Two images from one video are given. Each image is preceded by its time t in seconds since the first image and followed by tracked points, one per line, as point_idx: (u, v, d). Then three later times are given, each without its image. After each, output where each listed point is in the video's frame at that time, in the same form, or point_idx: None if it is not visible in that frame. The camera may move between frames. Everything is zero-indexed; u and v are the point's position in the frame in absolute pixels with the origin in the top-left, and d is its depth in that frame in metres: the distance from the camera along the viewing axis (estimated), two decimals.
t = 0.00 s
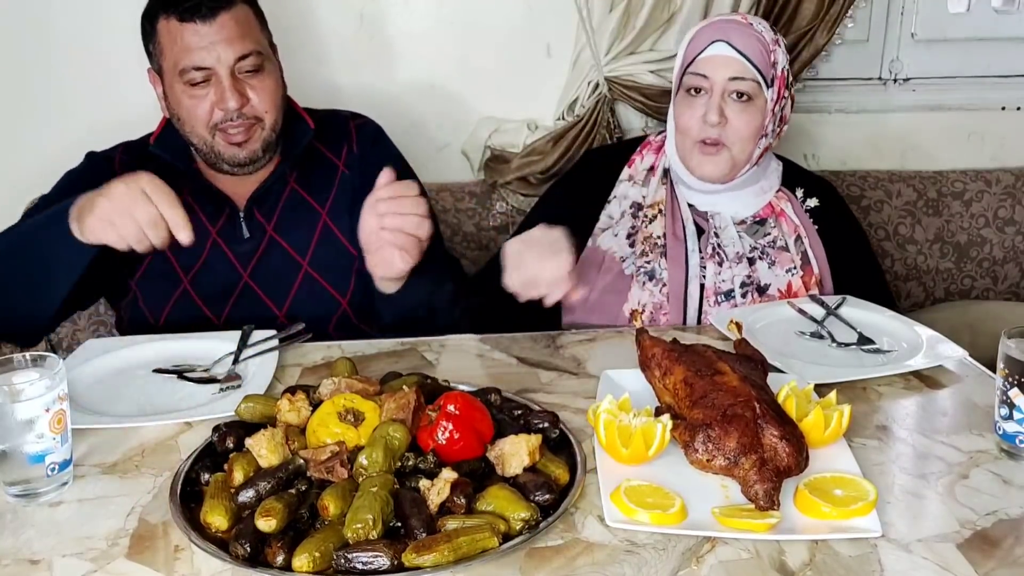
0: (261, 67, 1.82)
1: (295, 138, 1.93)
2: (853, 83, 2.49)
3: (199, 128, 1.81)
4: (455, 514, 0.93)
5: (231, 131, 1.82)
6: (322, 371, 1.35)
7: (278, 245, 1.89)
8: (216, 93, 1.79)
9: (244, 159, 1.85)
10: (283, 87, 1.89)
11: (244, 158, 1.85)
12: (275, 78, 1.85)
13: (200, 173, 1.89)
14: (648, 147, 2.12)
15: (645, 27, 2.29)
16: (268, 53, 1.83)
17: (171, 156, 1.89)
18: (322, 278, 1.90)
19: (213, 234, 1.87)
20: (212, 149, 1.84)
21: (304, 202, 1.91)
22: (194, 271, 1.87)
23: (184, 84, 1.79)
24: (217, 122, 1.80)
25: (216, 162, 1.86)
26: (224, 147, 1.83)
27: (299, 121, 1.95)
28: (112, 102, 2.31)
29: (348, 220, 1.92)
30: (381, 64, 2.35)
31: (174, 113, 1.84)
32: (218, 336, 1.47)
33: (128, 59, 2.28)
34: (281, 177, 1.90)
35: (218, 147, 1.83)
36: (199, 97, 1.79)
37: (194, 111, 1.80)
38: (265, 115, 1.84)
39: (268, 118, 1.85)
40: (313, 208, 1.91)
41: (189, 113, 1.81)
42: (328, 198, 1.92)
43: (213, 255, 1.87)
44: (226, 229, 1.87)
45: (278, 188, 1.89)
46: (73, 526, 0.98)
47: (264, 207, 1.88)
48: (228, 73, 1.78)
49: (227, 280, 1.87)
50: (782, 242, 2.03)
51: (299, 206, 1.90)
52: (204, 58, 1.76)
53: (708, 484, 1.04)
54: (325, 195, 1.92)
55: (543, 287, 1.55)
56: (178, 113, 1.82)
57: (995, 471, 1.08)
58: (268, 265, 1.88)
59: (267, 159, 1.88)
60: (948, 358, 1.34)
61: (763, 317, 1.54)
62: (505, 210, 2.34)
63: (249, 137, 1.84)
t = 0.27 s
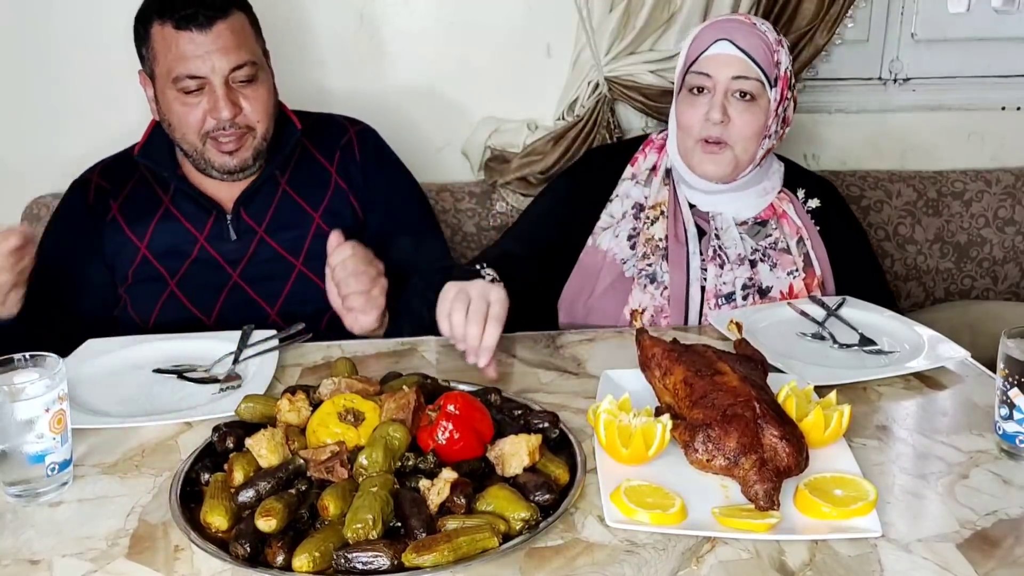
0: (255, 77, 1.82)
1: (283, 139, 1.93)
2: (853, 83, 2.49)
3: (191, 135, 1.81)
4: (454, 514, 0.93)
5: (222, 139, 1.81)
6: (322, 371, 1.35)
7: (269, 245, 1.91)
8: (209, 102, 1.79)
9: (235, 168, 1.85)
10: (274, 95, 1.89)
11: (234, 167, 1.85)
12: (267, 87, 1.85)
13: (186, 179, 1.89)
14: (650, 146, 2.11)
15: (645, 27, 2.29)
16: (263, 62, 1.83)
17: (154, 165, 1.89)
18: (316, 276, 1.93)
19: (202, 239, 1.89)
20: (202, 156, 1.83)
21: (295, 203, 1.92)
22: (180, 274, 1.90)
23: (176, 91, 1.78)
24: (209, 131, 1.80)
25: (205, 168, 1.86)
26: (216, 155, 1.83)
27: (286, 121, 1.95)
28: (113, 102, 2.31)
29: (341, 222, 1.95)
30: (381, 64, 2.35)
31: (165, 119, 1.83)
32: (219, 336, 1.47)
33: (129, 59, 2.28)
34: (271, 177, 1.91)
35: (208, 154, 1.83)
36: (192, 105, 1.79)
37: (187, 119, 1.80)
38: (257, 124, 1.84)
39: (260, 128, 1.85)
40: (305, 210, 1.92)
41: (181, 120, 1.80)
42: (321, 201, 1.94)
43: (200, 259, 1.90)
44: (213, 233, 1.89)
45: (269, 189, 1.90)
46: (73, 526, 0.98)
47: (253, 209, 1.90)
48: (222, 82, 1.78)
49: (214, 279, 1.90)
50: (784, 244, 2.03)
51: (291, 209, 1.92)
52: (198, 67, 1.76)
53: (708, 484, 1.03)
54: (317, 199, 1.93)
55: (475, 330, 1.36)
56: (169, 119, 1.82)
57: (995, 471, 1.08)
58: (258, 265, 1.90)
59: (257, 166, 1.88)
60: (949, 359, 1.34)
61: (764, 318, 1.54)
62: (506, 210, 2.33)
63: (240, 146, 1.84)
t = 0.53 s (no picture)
0: (229, 85, 1.81)
1: (263, 148, 1.93)
2: (853, 83, 2.49)
3: (166, 147, 1.81)
4: (454, 514, 0.93)
5: (200, 151, 1.81)
6: (322, 371, 1.35)
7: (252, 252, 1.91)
8: (184, 114, 1.79)
9: (214, 178, 1.85)
10: (251, 101, 1.89)
11: (213, 177, 1.85)
12: (242, 94, 1.84)
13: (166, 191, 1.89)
14: (647, 148, 2.10)
15: (645, 27, 2.28)
16: (237, 70, 1.83)
17: (132, 178, 1.89)
18: (302, 280, 1.93)
19: (185, 250, 1.89)
20: (181, 168, 1.84)
21: (281, 212, 1.93)
22: (163, 286, 1.90)
23: (151, 104, 1.78)
24: (185, 142, 1.80)
25: (185, 179, 1.86)
26: (194, 166, 1.83)
27: (267, 128, 1.95)
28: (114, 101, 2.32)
29: (330, 228, 1.96)
30: (381, 64, 2.35)
31: (142, 131, 1.83)
32: (219, 336, 1.47)
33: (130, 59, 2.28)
34: (255, 186, 1.91)
35: (187, 166, 1.83)
36: (166, 117, 1.79)
37: (162, 131, 1.80)
38: (234, 133, 1.84)
39: (237, 136, 1.85)
40: (292, 220, 1.93)
41: (156, 133, 1.80)
42: (308, 210, 1.95)
43: (182, 270, 1.90)
44: (196, 243, 1.89)
45: (255, 198, 1.91)
46: (73, 526, 0.98)
47: (240, 218, 1.90)
48: (196, 93, 1.78)
49: (199, 287, 1.89)
50: (782, 246, 2.03)
51: (275, 217, 1.92)
52: (170, 79, 1.75)
53: (707, 484, 1.03)
54: (304, 209, 1.94)
55: (452, 347, 1.35)
56: (145, 132, 1.82)
57: (995, 471, 1.08)
58: (240, 273, 1.90)
59: (237, 176, 1.88)
60: (949, 360, 1.34)
61: (764, 318, 1.54)
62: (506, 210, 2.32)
63: (218, 156, 1.84)
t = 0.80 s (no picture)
0: (198, 96, 1.79)
1: (238, 157, 1.90)
2: (853, 83, 2.50)
3: (137, 162, 1.79)
4: (454, 514, 0.93)
5: (172, 164, 1.79)
6: (322, 371, 1.35)
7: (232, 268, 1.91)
8: (153, 128, 1.76)
9: (188, 191, 1.83)
10: (223, 110, 1.87)
11: (187, 189, 1.83)
12: (213, 104, 1.82)
13: (146, 204, 1.88)
14: (643, 150, 2.11)
15: (645, 27, 2.28)
16: (206, 81, 1.80)
17: (111, 191, 1.88)
18: (283, 294, 1.92)
19: (167, 263, 1.89)
20: (153, 181, 1.82)
21: (261, 224, 1.92)
22: (145, 301, 1.90)
23: (119, 120, 1.76)
24: (155, 155, 1.78)
25: (158, 193, 1.84)
26: (166, 179, 1.81)
27: (241, 137, 1.92)
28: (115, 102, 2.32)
29: (309, 237, 1.96)
30: (381, 64, 2.35)
31: (111, 147, 1.81)
32: (219, 336, 1.47)
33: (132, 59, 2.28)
34: (233, 198, 1.90)
35: (159, 179, 1.81)
36: (135, 132, 1.77)
37: (132, 146, 1.77)
38: (206, 144, 1.82)
39: (209, 147, 1.82)
40: (270, 232, 1.93)
41: (126, 148, 1.78)
42: (286, 220, 1.94)
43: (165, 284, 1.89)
44: (177, 257, 1.89)
45: (233, 211, 1.90)
46: (74, 526, 0.98)
47: (220, 232, 1.90)
48: (163, 106, 1.75)
49: (181, 303, 1.89)
50: (778, 245, 2.03)
51: (252, 230, 1.92)
52: (136, 93, 1.73)
53: (708, 484, 1.03)
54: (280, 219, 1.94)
55: (456, 348, 1.36)
56: (115, 147, 1.80)
57: (995, 471, 1.08)
58: (221, 289, 1.90)
59: (212, 187, 1.86)
60: (949, 360, 1.34)
61: (764, 318, 1.54)
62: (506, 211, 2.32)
63: (191, 168, 1.81)
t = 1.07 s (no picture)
0: (172, 108, 1.69)
1: (213, 166, 1.83)
2: (853, 83, 2.50)
3: (113, 178, 1.70)
4: (456, 512, 0.94)
5: (148, 179, 1.71)
6: (322, 371, 1.35)
7: (212, 285, 1.84)
8: (126, 144, 1.67)
9: (167, 206, 1.75)
10: (198, 118, 1.77)
11: (166, 204, 1.75)
12: (187, 113, 1.72)
13: (127, 218, 1.79)
14: (641, 150, 2.11)
15: (645, 27, 2.28)
16: (178, 91, 1.70)
17: (91, 206, 1.78)
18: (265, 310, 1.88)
19: (151, 280, 1.81)
20: (129, 197, 1.73)
21: (234, 234, 1.85)
22: (129, 319, 1.83)
23: (89, 136, 1.67)
24: (131, 171, 1.69)
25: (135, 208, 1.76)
26: (144, 195, 1.73)
27: (213, 145, 1.84)
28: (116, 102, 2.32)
29: (279, 245, 1.90)
30: (381, 64, 2.35)
31: (84, 162, 1.72)
32: (219, 336, 1.47)
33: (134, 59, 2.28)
34: (207, 209, 1.82)
35: (136, 195, 1.72)
36: (109, 148, 1.67)
37: (106, 161, 1.69)
38: (183, 155, 1.73)
39: (187, 158, 1.74)
40: (242, 241, 1.86)
41: (99, 164, 1.69)
42: (258, 229, 1.87)
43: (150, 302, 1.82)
44: (161, 274, 1.81)
45: (206, 222, 1.82)
46: (74, 526, 0.98)
47: (194, 245, 1.82)
48: (136, 121, 1.66)
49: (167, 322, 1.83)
50: (777, 245, 2.04)
51: (228, 242, 1.85)
52: (106, 109, 1.63)
53: (707, 484, 1.03)
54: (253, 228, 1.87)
55: (457, 347, 1.36)
56: (88, 162, 1.71)
57: (995, 471, 1.08)
58: (206, 307, 1.84)
59: (190, 199, 1.78)
60: (949, 360, 1.34)
61: (764, 318, 1.54)
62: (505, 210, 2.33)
63: (169, 182, 1.73)
